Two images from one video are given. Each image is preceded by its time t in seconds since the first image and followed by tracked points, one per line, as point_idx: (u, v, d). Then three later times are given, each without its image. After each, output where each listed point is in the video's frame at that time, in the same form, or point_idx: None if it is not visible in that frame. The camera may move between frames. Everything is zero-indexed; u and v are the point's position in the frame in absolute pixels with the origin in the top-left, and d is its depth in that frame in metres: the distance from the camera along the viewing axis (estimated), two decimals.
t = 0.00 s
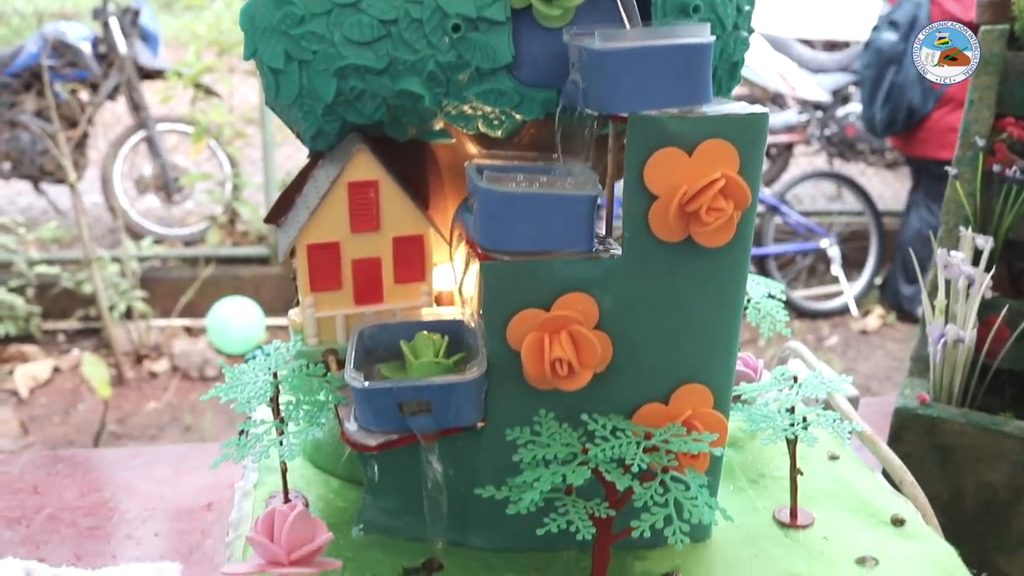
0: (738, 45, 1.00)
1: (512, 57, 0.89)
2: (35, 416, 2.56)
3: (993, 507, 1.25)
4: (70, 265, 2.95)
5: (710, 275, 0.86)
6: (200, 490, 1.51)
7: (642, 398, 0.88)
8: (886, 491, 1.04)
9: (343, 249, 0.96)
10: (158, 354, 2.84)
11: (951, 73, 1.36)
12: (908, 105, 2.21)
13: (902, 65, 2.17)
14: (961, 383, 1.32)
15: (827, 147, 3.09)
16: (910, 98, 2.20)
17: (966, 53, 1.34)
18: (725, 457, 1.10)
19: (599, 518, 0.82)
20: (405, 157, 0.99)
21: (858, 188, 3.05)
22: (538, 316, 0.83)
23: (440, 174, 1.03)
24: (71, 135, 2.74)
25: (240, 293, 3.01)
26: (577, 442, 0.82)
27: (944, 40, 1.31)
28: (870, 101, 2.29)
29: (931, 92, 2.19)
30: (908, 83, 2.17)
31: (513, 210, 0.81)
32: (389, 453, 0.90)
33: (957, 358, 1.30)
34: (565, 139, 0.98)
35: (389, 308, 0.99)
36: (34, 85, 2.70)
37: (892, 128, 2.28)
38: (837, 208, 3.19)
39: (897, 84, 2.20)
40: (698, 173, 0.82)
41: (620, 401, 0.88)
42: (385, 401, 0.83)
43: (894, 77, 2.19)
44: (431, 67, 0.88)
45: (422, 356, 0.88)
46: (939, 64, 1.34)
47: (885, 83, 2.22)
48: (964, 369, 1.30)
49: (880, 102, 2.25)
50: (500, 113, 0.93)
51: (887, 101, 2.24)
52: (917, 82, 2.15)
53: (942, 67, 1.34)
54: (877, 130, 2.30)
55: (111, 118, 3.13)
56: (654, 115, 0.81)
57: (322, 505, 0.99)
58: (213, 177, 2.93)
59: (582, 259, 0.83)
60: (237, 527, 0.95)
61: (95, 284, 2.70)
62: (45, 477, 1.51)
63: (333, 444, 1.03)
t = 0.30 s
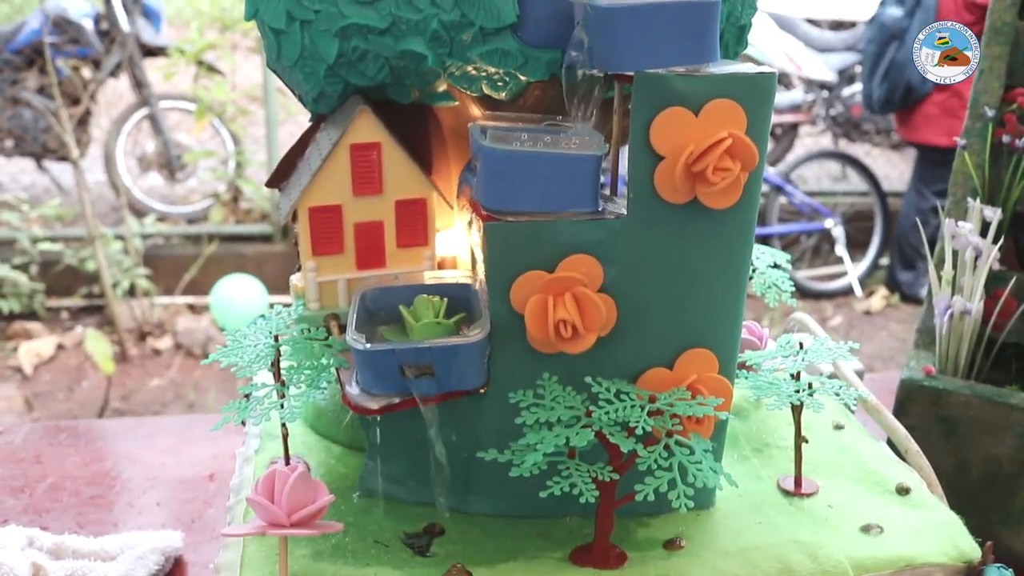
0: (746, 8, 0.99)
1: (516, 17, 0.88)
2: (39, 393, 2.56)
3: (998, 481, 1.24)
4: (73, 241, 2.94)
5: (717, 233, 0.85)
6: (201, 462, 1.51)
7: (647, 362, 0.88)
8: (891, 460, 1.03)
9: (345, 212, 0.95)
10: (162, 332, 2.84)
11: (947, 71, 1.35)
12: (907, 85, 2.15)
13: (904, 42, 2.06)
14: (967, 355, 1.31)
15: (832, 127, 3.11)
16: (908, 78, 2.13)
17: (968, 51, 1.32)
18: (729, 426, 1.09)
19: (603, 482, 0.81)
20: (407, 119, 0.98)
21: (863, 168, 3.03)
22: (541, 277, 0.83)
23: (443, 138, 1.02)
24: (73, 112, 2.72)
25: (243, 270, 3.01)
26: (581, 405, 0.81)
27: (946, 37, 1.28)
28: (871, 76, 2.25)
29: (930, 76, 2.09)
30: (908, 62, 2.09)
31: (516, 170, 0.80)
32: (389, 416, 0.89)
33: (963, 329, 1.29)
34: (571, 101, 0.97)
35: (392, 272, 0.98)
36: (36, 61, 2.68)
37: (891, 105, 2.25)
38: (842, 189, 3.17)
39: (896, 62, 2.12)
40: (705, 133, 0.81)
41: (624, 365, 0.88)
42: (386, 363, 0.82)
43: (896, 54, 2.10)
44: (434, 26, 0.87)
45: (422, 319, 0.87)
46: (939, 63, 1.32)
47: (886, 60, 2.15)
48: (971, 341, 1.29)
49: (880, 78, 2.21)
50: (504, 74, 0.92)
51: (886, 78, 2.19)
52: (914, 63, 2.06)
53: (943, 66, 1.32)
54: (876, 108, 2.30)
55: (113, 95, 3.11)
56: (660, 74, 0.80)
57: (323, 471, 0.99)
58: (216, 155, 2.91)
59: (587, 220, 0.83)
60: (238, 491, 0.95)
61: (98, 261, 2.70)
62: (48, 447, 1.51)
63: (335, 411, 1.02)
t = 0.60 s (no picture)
0: None
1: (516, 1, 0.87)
2: (42, 391, 2.56)
3: (1003, 468, 1.24)
4: (76, 240, 2.94)
5: (720, 217, 0.84)
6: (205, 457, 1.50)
7: (649, 347, 0.87)
8: (895, 446, 1.02)
9: (345, 200, 0.95)
10: (164, 329, 2.84)
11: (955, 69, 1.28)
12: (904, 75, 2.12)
13: (904, 32, 2.02)
14: (972, 341, 1.30)
15: (834, 121, 3.09)
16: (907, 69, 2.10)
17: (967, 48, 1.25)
18: (733, 413, 1.08)
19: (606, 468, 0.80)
20: (407, 106, 0.98)
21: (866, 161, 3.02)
22: (543, 263, 0.82)
23: (444, 125, 1.01)
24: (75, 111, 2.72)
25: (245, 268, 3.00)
26: (583, 390, 0.80)
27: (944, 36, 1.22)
28: (867, 66, 2.21)
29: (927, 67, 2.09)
30: (906, 53, 2.06)
31: (517, 154, 0.80)
32: (390, 404, 0.88)
33: (968, 317, 1.28)
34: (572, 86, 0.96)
35: (392, 260, 0.98)
36: (37, 60, 2.68)
37: (886, 95, 2.23)
38: (845, 182, 3.16)
39: (895, 53, 2.08)
40: (706, 116, 0.80)
41: (626, 350, 0.87)
42: (388, 349, 0.82)
43: (894, 44, 2.06)
44: (433, 11, 0.86)
45: (424, 305, 0.87)
46: (938, 60, 1.26)
47: (884, 50, 2.11)
48: (975, 328, 1.28)
49: (876, 69, 2.18)
50: (504, 58, 0.91)
51: (883, 68, 2.16)
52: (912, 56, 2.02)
53: (942, 64, 1.26)
54: (871, 98, 2.27)
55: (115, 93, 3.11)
56: (661, 55, 0.79)
57: (325, 460, 0.98)
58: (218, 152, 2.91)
59: (589, 205, 0.82)
60: (240, 480, 0.94)
61: (101, 259, 2.70)
62: (51, 441, 1.51)
63: (336, 400, 1.02)
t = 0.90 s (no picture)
0: None
1: None
2: (47, 378, 2.56)
3: (1008, 443, 1.24)
4: (79, 228, 2.94)
5: (725, 184, 0.84)
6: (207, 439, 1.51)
7: (653, 317, 0.87)
8: (900, 419, 1.02)
9: (347, 171, 0.94)
10: (168, 317, 2.84)
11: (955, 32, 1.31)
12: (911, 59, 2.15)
13: (912, 16, 2.12)
14: (977, 317, 1.29)
15: (837, 106, 3.08)
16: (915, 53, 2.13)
17: None
18: (737, 386, 1.08)
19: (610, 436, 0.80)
20: (410, 78, 0.98)
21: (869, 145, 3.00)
22: (545, 231, 0.82)
23: (445, 97, 1.01)
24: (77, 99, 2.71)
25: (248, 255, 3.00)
26: (587, 358, 0.80)
27: None
28: (872, 49, 2.22)
29: (934, 49, 2.13)
30: (917, 36, 2.10)
31: (519, 121, 0.80)
32: (393, 374, 0.88)
33: (973, 292, 1.28)
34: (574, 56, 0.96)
35: (395, 232, 0.97)
36: (38, 48, 2.67)
37: (891, 78, 2.23)
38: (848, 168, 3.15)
39: (902, 35, 2.13)
40: (709, 82, 0.80)
41: (630, 320, 0.87)
42: (390, 318, 0.82)
43: (902, 28, 2.13)
44: None
45: (425, 276, 0.87)
46: None
47: (891, 33, 2.15)
48: (980, 303, 1.28)
49: (883, 51, 2.18)
50: (505, 28, 0.90)
51: (890, 51, 2.17)
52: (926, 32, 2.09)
53: None
54: (876, 80, 2.25)
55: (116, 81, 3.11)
56: (664, 20, 0.78)
57: (327, 433, 0.98)
58: (219, 140, 2.90)
59: (592, 172, 0.82)
60: (243, 453, 0.94)
61: (104, 246, 2.69)
62: (55, 422, 1.51)
63: (339, 374, 1.02)
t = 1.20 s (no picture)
0: None
1: None
2: (52, 366, 2.57)
3: (1012, 420, 1.23)
4: (82, 217, 2.94)
5: (726, 156, 0.84)
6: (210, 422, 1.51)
7: (654, 289, 0.87)
8: (903, 394, 1.02)
9: (348, 146, 0.94)
10: (171, 305, 2.84)
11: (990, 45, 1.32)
12: (922, 46, 2.14)
13: (924, 3, 2.11)
14: (980, 295, 1.29)
15: (841, 93, 3.06)
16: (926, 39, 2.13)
17: None
18: (740, 361, 1.08)
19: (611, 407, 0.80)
20: (411, 54, 0.97)
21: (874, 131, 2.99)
22: (546, 202, 0.82)
23: (446, 73, 0.99)
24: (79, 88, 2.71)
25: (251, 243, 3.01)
26: (588, 329, 0.80)
27: None
28: (882, 34, 2.21)
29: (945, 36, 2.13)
30: (930, 22, 2.10)
31: (519, 93, 0.79)
32: (394, 348, 0.88)
33: (976, 269, 1.28)
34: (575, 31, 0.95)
35: (395, 208, 0.97)
36: (40, 37, 2.67)
37: (900, 65, 2.22)
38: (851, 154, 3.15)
39: (914, 21, 2.12)
40: (710, 52, 0.79)
41: (631, 292, 0.87)
42: (391, 291, 0.81)
43: (914, 14, 2.12)
44: None
45: (430, 251, 0.86)
46: None
47: (902, 18, 2.14)
48: (983, 281, 1.27)
49: (894, 37, 2.17)
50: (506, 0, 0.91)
51: (901, 36, 2.15)
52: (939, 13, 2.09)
53: None
54: (885, 67, 2.24)
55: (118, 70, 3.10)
56: None
57: (329, 408, 0.98)
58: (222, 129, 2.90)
59: (592, 144, 0.82)
60: (244, 429, 0.94)
61: (107, 235, 2.70)
62: (59, 404, 1.52)
63: (340, 350, 1.02)
